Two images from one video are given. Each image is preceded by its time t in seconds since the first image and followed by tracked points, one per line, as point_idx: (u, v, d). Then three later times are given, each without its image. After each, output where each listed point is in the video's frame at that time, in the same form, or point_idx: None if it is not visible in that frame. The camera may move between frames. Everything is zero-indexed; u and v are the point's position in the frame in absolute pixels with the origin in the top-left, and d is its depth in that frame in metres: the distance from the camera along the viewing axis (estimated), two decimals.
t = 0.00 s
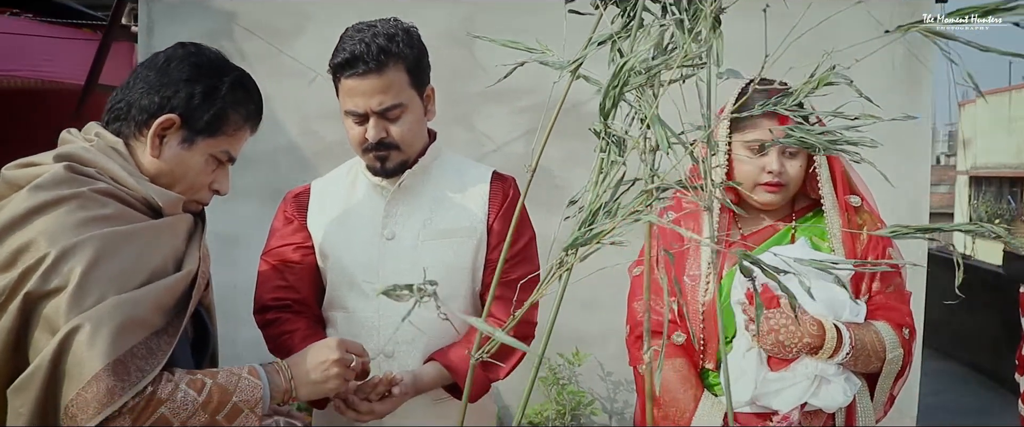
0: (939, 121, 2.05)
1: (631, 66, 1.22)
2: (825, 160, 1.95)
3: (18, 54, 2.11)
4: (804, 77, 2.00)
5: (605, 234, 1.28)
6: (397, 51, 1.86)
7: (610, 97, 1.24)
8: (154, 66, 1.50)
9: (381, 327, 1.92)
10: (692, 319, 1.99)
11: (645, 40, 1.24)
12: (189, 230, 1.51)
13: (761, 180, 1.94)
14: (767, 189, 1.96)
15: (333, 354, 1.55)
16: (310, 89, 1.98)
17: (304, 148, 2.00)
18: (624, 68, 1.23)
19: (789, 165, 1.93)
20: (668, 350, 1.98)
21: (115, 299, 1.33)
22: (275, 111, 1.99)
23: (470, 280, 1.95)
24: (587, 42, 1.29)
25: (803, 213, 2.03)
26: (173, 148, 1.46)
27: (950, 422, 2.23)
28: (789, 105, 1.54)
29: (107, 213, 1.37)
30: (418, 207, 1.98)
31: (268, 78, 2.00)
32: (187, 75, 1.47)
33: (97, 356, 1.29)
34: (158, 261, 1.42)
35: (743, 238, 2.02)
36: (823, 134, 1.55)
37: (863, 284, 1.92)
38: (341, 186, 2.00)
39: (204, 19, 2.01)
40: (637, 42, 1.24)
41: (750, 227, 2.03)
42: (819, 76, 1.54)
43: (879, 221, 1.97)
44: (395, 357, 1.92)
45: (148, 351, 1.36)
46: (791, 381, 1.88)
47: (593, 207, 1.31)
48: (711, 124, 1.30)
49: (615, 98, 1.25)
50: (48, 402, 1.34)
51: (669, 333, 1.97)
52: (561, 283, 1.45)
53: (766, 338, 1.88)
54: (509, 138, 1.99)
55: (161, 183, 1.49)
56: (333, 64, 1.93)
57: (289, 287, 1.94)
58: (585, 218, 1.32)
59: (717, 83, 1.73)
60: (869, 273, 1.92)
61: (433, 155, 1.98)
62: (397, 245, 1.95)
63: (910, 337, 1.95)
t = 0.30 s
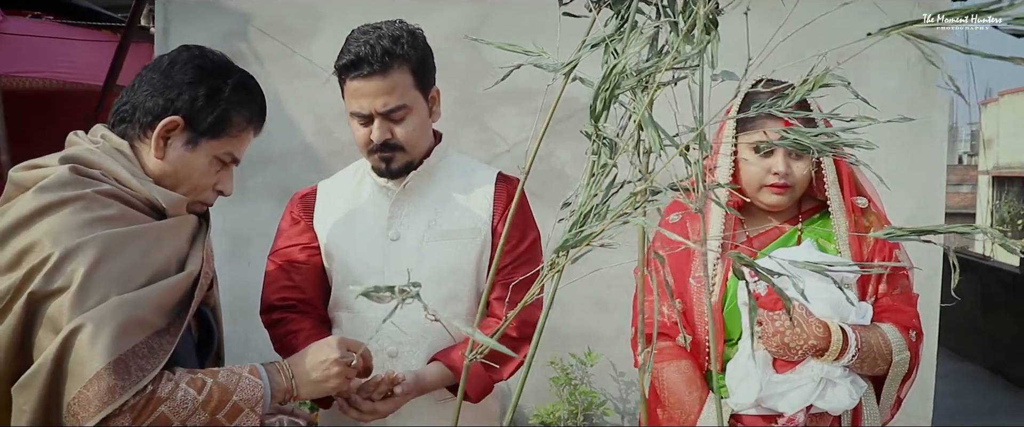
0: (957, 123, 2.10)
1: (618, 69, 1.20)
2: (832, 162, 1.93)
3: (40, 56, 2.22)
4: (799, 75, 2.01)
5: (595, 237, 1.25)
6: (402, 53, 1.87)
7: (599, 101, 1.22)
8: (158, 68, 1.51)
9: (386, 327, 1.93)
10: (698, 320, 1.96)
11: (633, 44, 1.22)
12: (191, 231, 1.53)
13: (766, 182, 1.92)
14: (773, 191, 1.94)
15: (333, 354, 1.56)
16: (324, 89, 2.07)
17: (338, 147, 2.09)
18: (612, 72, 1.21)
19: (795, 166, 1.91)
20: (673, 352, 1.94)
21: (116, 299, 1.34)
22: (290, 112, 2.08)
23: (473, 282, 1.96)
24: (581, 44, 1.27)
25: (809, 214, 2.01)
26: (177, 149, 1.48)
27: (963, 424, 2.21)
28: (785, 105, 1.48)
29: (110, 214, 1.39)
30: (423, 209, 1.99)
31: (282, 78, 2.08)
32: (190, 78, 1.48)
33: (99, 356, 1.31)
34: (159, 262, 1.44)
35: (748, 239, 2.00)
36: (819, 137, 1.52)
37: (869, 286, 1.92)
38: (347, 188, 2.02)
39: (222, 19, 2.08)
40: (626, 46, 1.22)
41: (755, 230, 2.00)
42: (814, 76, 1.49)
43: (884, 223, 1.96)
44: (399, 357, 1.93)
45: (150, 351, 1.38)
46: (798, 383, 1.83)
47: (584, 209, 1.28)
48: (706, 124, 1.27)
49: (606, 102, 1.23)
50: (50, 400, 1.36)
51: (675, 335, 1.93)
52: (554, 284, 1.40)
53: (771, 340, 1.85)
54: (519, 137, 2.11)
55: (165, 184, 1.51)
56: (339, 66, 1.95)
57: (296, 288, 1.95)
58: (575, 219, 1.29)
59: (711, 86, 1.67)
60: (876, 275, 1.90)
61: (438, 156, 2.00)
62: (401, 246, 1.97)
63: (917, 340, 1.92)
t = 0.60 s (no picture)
0: (976, 122, 2.02)
1: (606, 71, 1.20)
2: (835, 165, 1.92)
3: (52, 57, 2.16)
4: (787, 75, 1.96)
5: (582, 239, 1.25)
6: (403, 55, 1.88)
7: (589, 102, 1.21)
8: (157, 70, 1.53)
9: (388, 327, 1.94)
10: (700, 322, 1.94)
11: (623, 45, 1.22)
12: (191, 232, 1.54)
13: (769, 184, 1.92)
14: (776, 192, 1.93)
15: (330, 357, 1.57)
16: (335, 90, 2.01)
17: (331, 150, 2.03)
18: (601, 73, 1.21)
19: (797, 168, 1.92)
20: (674, 353, 1.94)
21: (113, 300, 1.37)
22: (299, 113, 2.02)
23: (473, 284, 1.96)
24: (572, 46, 1.27)
25: (812, 216, 1.99)
26: (176, 150, 1.49)
27: None
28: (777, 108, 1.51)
29: (108, 216, 1.41)
30: (424, 210, 2.00)
31: (293, 80, 2.02)
32: (188, 79, 1.50)
33: (95, 355, 1.33)
34: (157, 263, 1.46)
35: (751, 240, 1.98)
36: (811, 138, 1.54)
37: (872, 288, 1.90)
38: (350, 190, 2.02)
39: (233, 19, 2.03)
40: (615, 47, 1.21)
41: (758, 231, 1.99)
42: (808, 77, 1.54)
43: (888, 224, 1.95)
44: (400, 357, 1.93)
45: (146, 351, 1.40)
46: (799, 385, 1.83)
47: (571, 211, 1.28)
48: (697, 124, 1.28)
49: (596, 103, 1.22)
50: (48, 400, 1.38)
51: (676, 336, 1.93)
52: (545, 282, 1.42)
53: (773, 342, 1.84)
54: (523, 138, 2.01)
55: (166, 184, 1.52)
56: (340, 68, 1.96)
57: (298, 288, 1.96)
58: (563, 221, 1.29)
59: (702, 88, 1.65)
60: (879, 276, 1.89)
61: (440, 157, 2.00)
62: (402, 246, 1.98)
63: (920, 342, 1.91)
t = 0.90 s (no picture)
0: (999, 121, 1.99)
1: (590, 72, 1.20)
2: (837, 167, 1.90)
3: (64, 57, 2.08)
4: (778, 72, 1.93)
5: (566, 240, 1.25)
6: (402, 55, 1.89)
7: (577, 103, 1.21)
8: (152, 71, 1.55)
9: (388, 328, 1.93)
10: (701, 323, 1.91)
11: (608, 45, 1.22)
12: (191, 232, 1.55)
13: (771, 184, 1.90)
14: (779, 192, 1.92)
15: (313, 372, 1.56)
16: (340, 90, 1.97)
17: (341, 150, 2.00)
18: (586, 74, 1.21)
19: (799, 167, 1.90)
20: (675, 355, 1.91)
21: (108, 304, 1.40)
22: (311, 114, 1.98)
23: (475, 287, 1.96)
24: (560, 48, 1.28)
25: (815, 216, 1.96)
26: (174, 149, 1.50)
27: None
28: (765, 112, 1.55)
29: (105, 219, 1.43)
30: (425, 211, 2.01)
31: (305, 79, 1.99)
32: (182, 78, 1.52)
33: (86, 358, 1.37)
34: (152, 266, 1.47)
35: (753, 241, 1.96)
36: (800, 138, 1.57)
37: (875, 289, 1.88)
38: (351, 191, 2.01)
39: (250, 20, 2.00)
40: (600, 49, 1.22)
41: (761, 232, 1.96)
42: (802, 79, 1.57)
43: (891, 224, 1.94)
44: (401, 358, 1.93)
45: (139, 354, 1.42)
46: (800, 387, 1.81)
47: (554, 212, 1.29)
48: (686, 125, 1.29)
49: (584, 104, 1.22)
50: (38, 399, 1.42)
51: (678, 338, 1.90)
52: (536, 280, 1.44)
53: (774, 343, 1.82)
54: (534, 135, 1.99)
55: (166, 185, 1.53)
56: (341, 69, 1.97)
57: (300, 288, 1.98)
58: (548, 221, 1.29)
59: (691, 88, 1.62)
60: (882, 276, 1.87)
61: (442, 158, 1.99)
62: (403, 247, 1.99)
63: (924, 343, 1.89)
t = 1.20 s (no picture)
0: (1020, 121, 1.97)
1: (571, 72, 1.18)
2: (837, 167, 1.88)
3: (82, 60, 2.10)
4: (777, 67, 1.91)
5: (547, 240, 1.25)
6: (399, 56, 1.89)
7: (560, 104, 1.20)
8: (132, 70, 1.55)
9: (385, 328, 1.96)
10: (700, 323, 1.89)
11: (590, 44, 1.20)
12: (184, 234, 1.57)
13: (770, 184, 1.89)
14: (778, 193, 1.91)
15: (279, 379, 1.55)
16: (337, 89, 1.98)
17: (347, 150, 2.01)
18: (568, 73, 1.20)
19: (798, 167, 1.89)
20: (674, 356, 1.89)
21: (90, 306, 1.41)
22: (321, 114, 1.99)
23: (474, 287, 1.96)
24: (545, 48, 1.26)
25: (815, 215, 1.95)
26: (166, 143, 1.53)
27: None
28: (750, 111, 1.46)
29: (98, 220, 1.44)
30: (423, 210, 2.02)
31: (314, 79, 2.00)
32: (163, 71, 1.52)
33: (62, 358, 1.39)
34: (142, 267, 1.48)
35: (751, 240, 1.95)
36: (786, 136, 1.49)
37: (874, 289, 1.87)
38: (351, 191, 2.02)
39: (255, 21, 2.01)
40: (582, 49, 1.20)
41: (760, 231, 1.95)
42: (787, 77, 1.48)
43: (892, 224, 1.93)
44: (398, 357, 1.94)
45: (116, 356, 1.44)
46: (799, 387, 1.80)
47: (536, 212, 1.29)
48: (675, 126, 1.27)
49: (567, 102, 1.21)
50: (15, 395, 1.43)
51: (676, 338, 1.88)
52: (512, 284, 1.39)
53: (772, 343, 1.80)
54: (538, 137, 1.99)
55: (164, 180, 1.56)
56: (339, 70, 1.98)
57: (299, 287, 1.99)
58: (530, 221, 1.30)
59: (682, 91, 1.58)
60: (881, 276, 1.86)
61: (441, 158, 2.00)
62: (401, 247, 2.00)
63: (924, 343, 1.88)
